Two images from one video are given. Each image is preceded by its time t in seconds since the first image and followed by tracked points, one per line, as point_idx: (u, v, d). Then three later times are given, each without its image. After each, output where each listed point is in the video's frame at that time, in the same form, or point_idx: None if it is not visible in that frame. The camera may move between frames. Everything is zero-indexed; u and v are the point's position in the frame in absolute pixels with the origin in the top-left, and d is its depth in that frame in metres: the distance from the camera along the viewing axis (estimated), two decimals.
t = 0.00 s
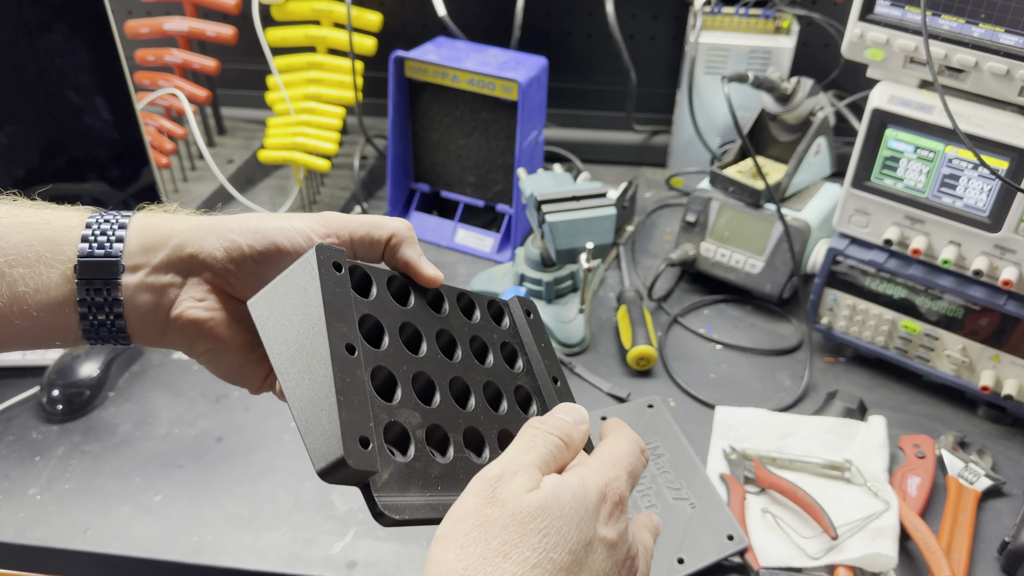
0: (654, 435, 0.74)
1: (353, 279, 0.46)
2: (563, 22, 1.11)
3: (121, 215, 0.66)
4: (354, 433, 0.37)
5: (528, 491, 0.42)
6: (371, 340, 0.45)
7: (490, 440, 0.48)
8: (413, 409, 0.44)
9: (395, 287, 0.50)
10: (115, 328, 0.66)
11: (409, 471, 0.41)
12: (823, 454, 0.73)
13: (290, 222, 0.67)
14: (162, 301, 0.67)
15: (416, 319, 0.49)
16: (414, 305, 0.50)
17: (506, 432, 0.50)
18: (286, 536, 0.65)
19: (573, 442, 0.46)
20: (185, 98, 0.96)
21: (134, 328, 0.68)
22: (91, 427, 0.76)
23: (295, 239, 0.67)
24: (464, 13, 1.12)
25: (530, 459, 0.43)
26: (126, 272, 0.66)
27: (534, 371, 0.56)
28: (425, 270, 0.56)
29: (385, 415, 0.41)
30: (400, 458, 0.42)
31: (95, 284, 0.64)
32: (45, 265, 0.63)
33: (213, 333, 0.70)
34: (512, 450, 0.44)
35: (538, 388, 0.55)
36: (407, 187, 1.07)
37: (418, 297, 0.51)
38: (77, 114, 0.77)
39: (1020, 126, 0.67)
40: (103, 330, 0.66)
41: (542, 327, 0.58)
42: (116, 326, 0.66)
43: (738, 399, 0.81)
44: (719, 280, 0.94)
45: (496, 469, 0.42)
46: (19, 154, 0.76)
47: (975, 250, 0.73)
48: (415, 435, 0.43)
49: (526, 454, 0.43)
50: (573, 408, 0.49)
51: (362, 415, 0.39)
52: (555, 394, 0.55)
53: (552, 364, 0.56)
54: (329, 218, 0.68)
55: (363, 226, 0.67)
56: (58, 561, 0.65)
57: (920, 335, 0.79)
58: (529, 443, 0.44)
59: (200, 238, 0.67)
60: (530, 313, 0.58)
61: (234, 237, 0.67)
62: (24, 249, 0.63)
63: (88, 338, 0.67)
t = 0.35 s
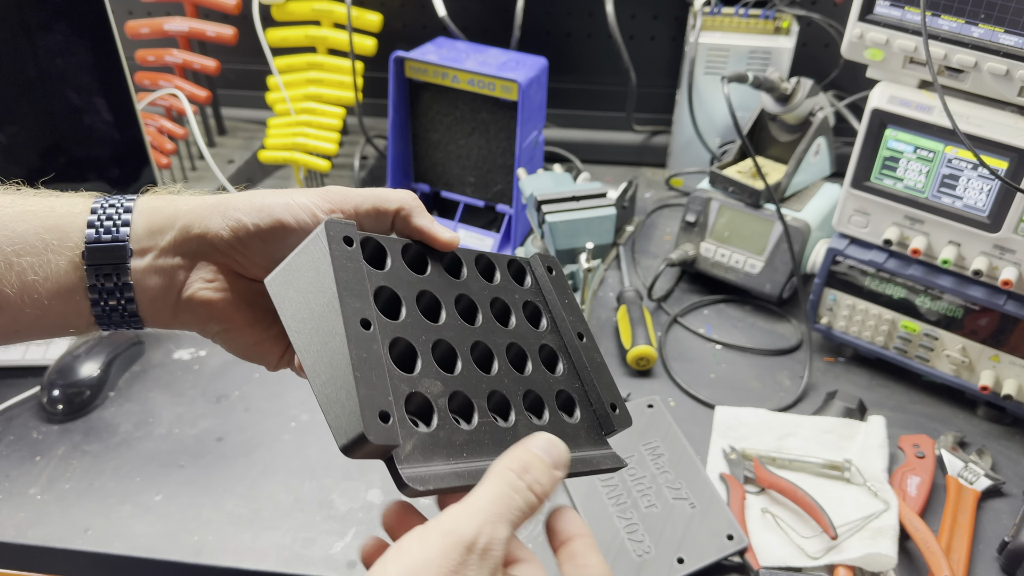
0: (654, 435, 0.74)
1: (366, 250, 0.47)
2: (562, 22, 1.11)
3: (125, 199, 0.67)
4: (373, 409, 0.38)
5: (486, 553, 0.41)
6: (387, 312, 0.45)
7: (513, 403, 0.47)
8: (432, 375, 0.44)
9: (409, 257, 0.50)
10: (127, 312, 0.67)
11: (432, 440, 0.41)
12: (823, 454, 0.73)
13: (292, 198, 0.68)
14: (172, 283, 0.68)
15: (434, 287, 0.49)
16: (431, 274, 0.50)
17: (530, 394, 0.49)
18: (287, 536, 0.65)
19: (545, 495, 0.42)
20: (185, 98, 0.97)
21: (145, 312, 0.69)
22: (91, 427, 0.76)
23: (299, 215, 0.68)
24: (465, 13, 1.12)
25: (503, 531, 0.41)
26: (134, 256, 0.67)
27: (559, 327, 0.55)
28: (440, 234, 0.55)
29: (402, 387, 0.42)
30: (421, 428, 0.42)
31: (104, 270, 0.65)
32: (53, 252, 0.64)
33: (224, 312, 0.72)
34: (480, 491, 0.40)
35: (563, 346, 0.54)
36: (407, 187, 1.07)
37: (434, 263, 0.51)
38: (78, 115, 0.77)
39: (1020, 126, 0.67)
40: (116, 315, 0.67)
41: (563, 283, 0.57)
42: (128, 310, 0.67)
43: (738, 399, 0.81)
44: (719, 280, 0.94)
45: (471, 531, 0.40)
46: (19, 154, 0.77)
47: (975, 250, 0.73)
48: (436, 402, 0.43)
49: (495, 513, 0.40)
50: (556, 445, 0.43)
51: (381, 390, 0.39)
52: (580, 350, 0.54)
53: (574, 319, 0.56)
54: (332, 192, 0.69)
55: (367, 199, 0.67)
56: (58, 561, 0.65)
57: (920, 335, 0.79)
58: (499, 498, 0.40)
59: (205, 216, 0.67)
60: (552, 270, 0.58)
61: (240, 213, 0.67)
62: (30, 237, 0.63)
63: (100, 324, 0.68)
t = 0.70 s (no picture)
0: (654, 435, 0.74)
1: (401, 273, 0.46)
2: (562, 22, 1.11)
3: (130, 202, 0.67)
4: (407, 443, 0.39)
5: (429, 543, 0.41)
6: (417, 339, 0.45)
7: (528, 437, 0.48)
8: (454, 405, 0.44)
9: (439, 281, 0.50)
10: (131, 316, 0.67)
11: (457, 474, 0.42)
12: (823, 454, 0.73)
13: (301, 219, 0.66)
14: (177, 286, 0.68)
15: (459, 313, 0.49)
16: (457, 299, 0.50)
17: (543, 427, 0.50)
18: (287, 536, 0.66)
19: (486, 506, 0.40)
20: (185, 98, 0.97)
21: (150, 314, 0.69)
22: (91, 427, 0.76)
23: (309, 240, 0.66)
24: (465, 13, 1.12)
25: (449, 523, 0.40)
26: (140, 258, 0.67)
27: (565, 361, 0.55)
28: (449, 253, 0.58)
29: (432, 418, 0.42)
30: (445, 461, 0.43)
31: (109, 273, 0.65)
32: (57, 255, 0.64)
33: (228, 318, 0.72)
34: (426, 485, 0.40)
35: (570, 378, 0.55)
36: (407, 187, 1.07)
37: (459, 288, 0.51)
38: (78, 115, 0.77)
39: (1020, 126, 0.67)
40: (120, 318, 0.67)
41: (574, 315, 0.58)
42: (131, 314, 0.67)
43: (738, 399, 0.81)
44: (719, 280, 0.94)
45: (418, 518, 0.41)
46: (19, 154, 0.78)
47: (975, 250, 0.73)
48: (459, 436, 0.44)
49: (434, 508, 0.40)
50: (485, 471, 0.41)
51: (414, 422, 0.40)
52: (586, 386, 0.54)
53: (583, 353, 0.56)
54: (342, 219, 0.67)
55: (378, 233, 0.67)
56: (59, 560, 0.65)
57: (920, 335, 0.79)
58: (440, 499, 0.39)
59: (212, 227, 0.66)
60: (561, 301, 0.58)
61: (246, 228, 0.66)
62: (33, 241, 0.64)
63: (104, 328, 0.68)
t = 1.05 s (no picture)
0: (654, 435, 0.74)
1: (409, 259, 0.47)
2: (562, 22, 1.11)
3: (122, 201, 0.68)
4: (403, 423, 0.39)
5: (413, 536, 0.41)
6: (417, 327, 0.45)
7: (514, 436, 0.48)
8: (446, 401, 0.44)
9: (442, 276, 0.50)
10: (120, 312, 0.67)
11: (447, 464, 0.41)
12: (823, 454, 0.73)
13: (300, 212, 0.68)
14: (167, 282, 0.67)
15: (458, 310, 0.49)
16: (458, 297, 0.50)
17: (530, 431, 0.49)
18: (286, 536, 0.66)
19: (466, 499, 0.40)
20: (185, 98, 0.97)
21: (140, 311, 0.68)
22: (91, 427, 0.76)
23: (308, 231, 0.67)
24: (465, 14, 1.12)
25: (435, 516, 0.41)
26: (130, 255, 0.66)
27: (554, 374, 0.55)
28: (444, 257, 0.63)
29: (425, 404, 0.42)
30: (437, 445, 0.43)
31: (99, 268, 0.65)
32: (46, 251, 0.64)
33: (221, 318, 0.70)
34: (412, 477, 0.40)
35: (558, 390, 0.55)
36: (407, 187, 1.07)
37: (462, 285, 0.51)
38: (78, 115, 0.77)
39: (1020, 126, 0.67)
40: (109, 316, 0.67)
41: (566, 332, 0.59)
42: (121, 310, 0.67)
43: (738, 399, 0.81)
44: (719, 280, 0.94)
45: (406, 511, 0.41)
46: (19, 154, 0.77)
47: (975, 250, 0.73)
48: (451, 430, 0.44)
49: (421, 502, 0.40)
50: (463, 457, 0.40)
51: (413, 401, 0.40)
52: (570, 402, 0.55)
53: (570, 369, 0.57)
54: (342, 216, 0.70)
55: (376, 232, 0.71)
56: (59, 560, 0.65)
57: (920, 335, 0.79)
58: (425, 494, 0.39)
59: (209, 221, 0.67)
60: (557, 318, 0.59)
61: (243, 220, 0.67)
62: (24, 236, 0.64)
63: (93, 326, 0.67)
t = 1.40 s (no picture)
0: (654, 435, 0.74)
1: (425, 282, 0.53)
2: (562, 22, 1.11)
3: (108, 210, 0.66)
4: (377, 434, 0.43)
5: (376, 530, 0.40)
6: (426, 346, 0.50)
7: (548, 453, 0.49)
8: (462, 418, 0.47)
9: (469, 299, 0.54)
10: (104, 322, 0.65)
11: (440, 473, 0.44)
12: (823, 454, 0.73)
13: (268, 199, 0.64)
14: (150, 291, 0.65)
15: (484, 331, 0.53)
16: (489, 321, 0.54)
17: (570, 450, 0.50)
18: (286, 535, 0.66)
19: (438, 504, 0.40)
20: (185, 98, 0.97)
21: (125, 321, 0.66)
22: (91, 427, 0.76)
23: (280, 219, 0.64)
24: (465, 13, 1.12)
25: (396, 512, 0.40)
26: (115, 264, 0.65)
27: (620, 394, 0.56)
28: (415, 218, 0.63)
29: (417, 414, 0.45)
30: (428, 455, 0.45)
31: (83, 278, 0.63)
32: (30, 259, 0.63)
33: (209, 327, 0.69)
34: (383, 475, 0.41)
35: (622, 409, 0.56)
36: (407, 187, 1.07)
37: (498, 309, 0.55)
38: (78, 115, 0.77)
39: (1020, 126, 0.67)
40: (92, 325, 0.65)
41: (640, 351, 0.60)
42: (105, 320, 0.65)
43: (739, 399, 0.81)
44: (719, 280, 0.94)
45: (369, 508, 0.40)
46: (19, 154, 0.77)
47: (975, 250, 0.73)
48: (462, 443, 0.46)
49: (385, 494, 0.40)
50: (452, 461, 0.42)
51: (395, 414, 0.44)
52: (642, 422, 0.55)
53: (643, 390, 0.57)
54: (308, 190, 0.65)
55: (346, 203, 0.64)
56: (59, 560, 0.65)
57: (920, 335, 0.79)
58: (393, 489, 0.40)
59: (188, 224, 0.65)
60: (626, 336, 0.60)
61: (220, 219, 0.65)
62: (8, 244, 0.62)
63: (77, 335, 0.66)
